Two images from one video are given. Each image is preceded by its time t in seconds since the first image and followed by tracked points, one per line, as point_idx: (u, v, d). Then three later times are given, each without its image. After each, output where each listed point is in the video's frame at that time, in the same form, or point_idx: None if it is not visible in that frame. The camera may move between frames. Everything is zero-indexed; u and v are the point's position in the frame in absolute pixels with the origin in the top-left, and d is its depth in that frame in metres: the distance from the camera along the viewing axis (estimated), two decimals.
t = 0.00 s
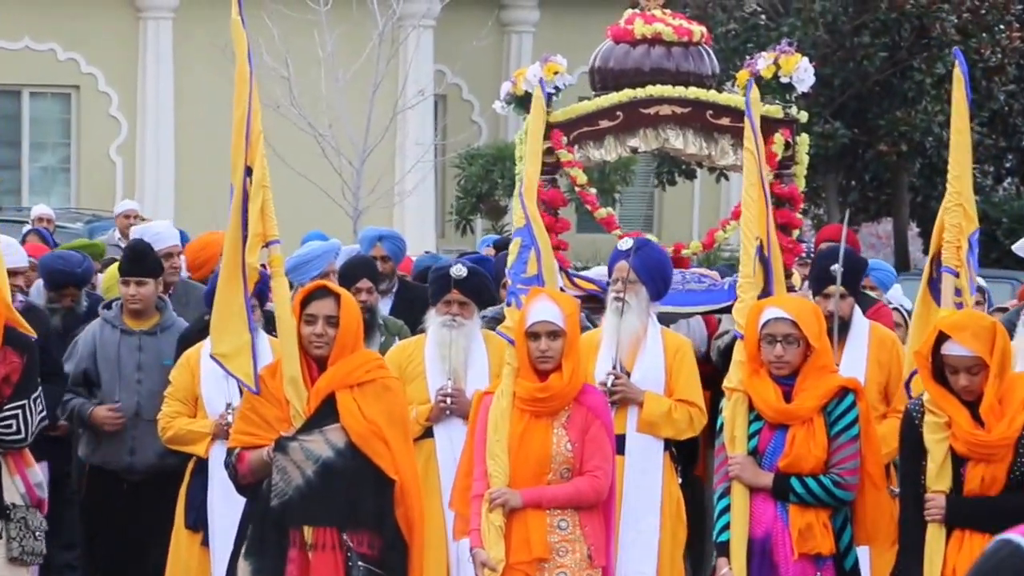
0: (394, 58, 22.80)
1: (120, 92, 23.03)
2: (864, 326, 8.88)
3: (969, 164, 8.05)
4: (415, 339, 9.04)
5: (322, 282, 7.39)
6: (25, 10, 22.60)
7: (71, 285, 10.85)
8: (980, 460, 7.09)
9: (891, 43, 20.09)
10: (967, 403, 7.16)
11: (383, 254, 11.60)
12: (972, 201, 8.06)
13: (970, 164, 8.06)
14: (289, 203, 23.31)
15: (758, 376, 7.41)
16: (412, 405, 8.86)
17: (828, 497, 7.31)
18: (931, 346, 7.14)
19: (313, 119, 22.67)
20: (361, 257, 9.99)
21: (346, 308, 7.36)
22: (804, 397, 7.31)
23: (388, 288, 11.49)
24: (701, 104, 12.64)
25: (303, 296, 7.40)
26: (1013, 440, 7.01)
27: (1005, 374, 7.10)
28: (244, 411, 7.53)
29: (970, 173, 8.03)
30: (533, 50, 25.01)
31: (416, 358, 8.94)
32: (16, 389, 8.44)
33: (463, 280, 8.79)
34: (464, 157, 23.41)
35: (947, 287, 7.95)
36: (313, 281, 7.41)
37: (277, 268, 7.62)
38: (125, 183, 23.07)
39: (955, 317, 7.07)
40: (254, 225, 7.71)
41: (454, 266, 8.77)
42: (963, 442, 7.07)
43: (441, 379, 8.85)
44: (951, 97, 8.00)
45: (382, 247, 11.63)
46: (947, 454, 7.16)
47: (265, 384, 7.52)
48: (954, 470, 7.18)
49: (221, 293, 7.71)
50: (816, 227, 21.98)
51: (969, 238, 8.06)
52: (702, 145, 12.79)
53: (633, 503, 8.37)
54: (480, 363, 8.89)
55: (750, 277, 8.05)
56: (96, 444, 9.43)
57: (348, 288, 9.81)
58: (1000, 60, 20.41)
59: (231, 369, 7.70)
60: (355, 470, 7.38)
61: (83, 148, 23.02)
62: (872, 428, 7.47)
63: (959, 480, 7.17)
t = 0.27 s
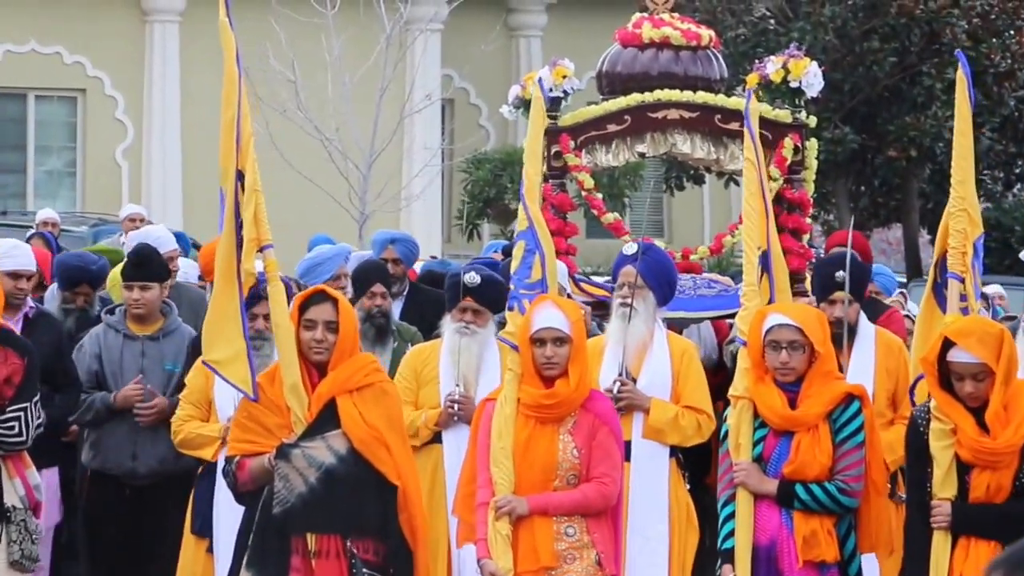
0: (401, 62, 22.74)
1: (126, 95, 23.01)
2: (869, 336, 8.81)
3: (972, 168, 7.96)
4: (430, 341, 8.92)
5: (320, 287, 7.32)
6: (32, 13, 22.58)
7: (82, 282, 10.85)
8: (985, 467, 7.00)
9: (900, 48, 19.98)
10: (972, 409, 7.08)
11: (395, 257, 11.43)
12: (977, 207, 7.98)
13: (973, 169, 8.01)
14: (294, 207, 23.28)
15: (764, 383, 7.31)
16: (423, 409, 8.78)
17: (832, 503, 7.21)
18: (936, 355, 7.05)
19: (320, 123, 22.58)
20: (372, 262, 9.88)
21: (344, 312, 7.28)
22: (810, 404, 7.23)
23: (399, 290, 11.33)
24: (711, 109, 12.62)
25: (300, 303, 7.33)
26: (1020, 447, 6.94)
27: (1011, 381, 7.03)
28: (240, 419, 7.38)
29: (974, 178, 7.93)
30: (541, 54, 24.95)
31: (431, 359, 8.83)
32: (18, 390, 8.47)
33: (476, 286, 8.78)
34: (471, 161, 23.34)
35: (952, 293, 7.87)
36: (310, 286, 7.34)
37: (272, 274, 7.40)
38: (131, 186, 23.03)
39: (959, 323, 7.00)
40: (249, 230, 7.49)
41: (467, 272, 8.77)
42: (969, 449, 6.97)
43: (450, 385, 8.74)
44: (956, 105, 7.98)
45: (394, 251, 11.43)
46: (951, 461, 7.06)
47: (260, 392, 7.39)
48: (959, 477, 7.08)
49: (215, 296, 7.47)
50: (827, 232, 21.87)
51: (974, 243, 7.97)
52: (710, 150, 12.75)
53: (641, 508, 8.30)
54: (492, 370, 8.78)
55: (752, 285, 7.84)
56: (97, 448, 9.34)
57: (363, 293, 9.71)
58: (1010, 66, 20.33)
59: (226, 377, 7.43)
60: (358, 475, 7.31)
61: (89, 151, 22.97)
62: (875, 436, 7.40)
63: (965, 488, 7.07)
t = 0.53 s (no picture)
0: (411, 66, 22.67)
1: (133, 97, 22.91)
2: (876, 336, 8.79)
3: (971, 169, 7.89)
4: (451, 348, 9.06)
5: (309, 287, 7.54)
6: (40, 16, 22.55)
7: (82, 271, 11.19)
8: (994, 475, 7.06)
9: (913, 52, 19.87)
10: (982, 416, 7.12)
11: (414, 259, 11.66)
12: (976, 209, 7.91)
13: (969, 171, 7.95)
14: (305, 215, 23.14)
15: (767, 389, 7.36)
16: (441, 415, 8.92)
17: (839, 510, 7.25)
18: (946, 360, 7.12)
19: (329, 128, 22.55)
20: (395, 266, 9.97)
21: (334, 313, 7.53)
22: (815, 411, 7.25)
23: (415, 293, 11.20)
24: (723, 113, 12.51)
25: (289, 302, 7.53)
26: None
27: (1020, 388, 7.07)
28: (224, 424, 7.56)
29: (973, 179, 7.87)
30: (552, 58, 24.82)
31: (449, 366, 8.98)
32: (28, 397, 8.38)
33: (490, 293, 8.97)
34: (480, 166, 23.27)
35: (957, 298, 7.85)
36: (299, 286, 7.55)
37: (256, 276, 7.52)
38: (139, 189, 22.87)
39: (969, 329, 7.09)
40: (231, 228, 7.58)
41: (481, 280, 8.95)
42: (978, 456, 7.03)
43: (465, 390, 8.85)
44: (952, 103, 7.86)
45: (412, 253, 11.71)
46: (960, 469, 7.11)
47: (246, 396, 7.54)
48: (968, 484, 7.14)
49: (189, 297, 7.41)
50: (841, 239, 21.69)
51: (975, 247, 7.93)
52: (722, 155, 12.62)
53: (658, 518, 8.24)
54: (506, 376, 8.83)
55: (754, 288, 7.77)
56: (104, 452, 9.59)
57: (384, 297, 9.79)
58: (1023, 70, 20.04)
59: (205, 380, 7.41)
60: (349, 475, 7.58)
61: (97, 155, 22.91)
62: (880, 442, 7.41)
63: (973, 494, 7.13)
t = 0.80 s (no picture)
0: (421, 69, 22.59)
1: (142, 101, 22.84)
2: (885, 339, 8.83)
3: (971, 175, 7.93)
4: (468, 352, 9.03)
5: (296, 291, 7.60)
6: (49, 19, 22.53)
7: (84, 271, 11.01)
8: (1004, 480, 7.08)
9: (926, 56, 19.75)
10: (991, 422, 7.14)
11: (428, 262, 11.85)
12: (978, 212, 7.97)
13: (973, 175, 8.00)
14: (313, 217, 23.06)
15: (767, 393, 7.26)
16: (452, 421, 8.92)
17: (842, 517, 7.16)
18: (957, 364, 7.15)
19: (338, 132, 22.51)
20: (415, 273, 10.10)
21: (321, 318, 7.60)
22: (818, 415, 7.17)
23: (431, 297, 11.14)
24: (734, 117, 12.36)
25: (274, 307, 7.59)
26: None
27: None
28: (204, 430, 7.66)
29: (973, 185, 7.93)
30: (561, 61, 24.68)
31: (461, 373, 8.97)
32: (43, 405, 8.40)
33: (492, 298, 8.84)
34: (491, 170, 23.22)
35: (963, 299, 7.92)
36: (285, 291, 7.61)
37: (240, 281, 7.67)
38: (147, 192, 22.79)
39: (981, 333, 7.12)
40: (217, 233, 7.73)
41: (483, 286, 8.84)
42: (988, 461, 7.06)
43: (473, 398, 8.80)
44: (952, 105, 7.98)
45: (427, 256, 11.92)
46: (969, 474, 7.14)
47: (223, 401, 7.67)
48: (978, 490, 7.16)
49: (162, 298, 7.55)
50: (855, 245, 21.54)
51: (977, 250, 8.00)
52: (734, 158, 12.53)
53: (668, 527, 8.13)
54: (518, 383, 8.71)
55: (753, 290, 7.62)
56: (112, 456, 9.59)
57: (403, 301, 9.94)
58: None
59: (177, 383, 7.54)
60: (337, 481, 7.62)
61: (105, 159, 22.86)
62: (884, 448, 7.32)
63: (983, 500, 7.15)
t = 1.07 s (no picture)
0: (431, 72, 22.51)
1: (150, 105, 22.77)
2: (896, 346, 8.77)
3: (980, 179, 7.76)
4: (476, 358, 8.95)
5: (291, 297, 7.51)
6: (57, 23, 22.45)
7: (88, 271, 10.93)
8: (1014, 485, 6.85)
9: (939, 58, 19.63)
10: (1001, 426, 6.91)
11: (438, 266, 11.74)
12: (986, 215, 7.84)
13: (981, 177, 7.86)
14: (320, 220, 23.01)
15: (771, 398, 7.09)
16: (461, 426, 8.82)
17: (846, 523, 6.99)
18: (967, 368, 6.93)
19: (347, 135, 22.43)
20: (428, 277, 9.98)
21: (315, 324, 7.52)
22: (824, 420, 6.99)
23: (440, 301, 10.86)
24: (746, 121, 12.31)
25: (269, 314, 7.50)
26: None
27: None
28: (198, 438, 7.54)
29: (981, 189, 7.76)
30: (572, 64, 24.59)
31: (470, 378, 8.88)
32: (56, 412, 7.97)
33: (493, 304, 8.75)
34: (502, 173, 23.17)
35: (972, 302, 7.75)
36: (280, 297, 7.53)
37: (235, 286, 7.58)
38: (155, 198, 22.86)
39: (993, 336, 6.90)
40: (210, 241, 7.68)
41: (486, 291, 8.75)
42: (997, 466, 6.84)
43: (483, 404, 8.75)
44: (959, 109, 7.83)
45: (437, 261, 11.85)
46: (978, 479, 6.92)
47: (220, 408, 7.54)
48: (987, 495, 6.92)
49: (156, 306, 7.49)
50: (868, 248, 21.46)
51: (986, 253, 7.86)
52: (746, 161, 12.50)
53: (680, 533, 8.05)
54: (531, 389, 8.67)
55: (753, 293, 7.52)
56: (119, 460, 9.22)
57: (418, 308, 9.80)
58: None
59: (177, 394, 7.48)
60: (335, 487, 7.53)
61: (114, 163, 22.82)
62: (888, 454, 7.16)
63: (993, 505, 6.90)
